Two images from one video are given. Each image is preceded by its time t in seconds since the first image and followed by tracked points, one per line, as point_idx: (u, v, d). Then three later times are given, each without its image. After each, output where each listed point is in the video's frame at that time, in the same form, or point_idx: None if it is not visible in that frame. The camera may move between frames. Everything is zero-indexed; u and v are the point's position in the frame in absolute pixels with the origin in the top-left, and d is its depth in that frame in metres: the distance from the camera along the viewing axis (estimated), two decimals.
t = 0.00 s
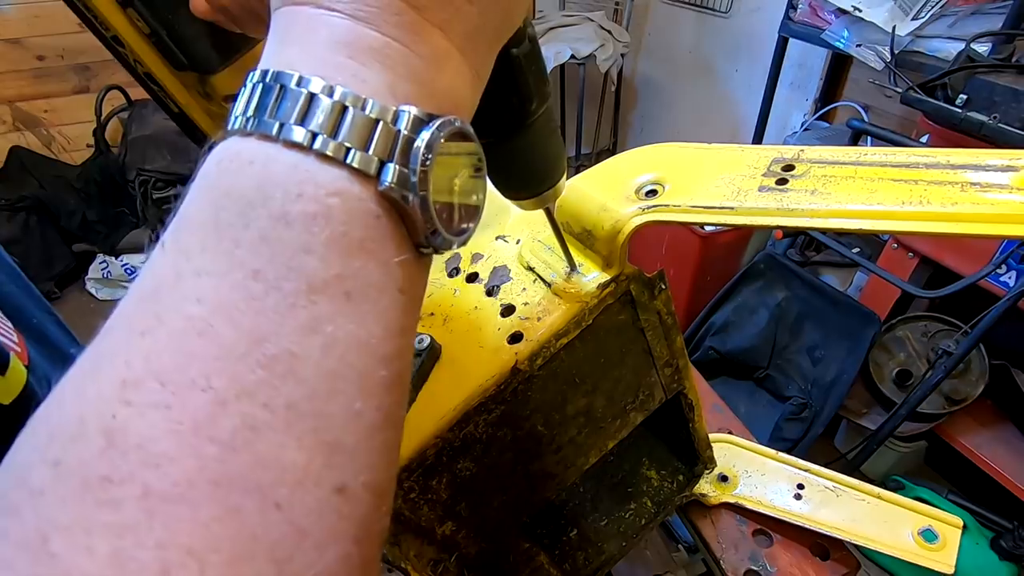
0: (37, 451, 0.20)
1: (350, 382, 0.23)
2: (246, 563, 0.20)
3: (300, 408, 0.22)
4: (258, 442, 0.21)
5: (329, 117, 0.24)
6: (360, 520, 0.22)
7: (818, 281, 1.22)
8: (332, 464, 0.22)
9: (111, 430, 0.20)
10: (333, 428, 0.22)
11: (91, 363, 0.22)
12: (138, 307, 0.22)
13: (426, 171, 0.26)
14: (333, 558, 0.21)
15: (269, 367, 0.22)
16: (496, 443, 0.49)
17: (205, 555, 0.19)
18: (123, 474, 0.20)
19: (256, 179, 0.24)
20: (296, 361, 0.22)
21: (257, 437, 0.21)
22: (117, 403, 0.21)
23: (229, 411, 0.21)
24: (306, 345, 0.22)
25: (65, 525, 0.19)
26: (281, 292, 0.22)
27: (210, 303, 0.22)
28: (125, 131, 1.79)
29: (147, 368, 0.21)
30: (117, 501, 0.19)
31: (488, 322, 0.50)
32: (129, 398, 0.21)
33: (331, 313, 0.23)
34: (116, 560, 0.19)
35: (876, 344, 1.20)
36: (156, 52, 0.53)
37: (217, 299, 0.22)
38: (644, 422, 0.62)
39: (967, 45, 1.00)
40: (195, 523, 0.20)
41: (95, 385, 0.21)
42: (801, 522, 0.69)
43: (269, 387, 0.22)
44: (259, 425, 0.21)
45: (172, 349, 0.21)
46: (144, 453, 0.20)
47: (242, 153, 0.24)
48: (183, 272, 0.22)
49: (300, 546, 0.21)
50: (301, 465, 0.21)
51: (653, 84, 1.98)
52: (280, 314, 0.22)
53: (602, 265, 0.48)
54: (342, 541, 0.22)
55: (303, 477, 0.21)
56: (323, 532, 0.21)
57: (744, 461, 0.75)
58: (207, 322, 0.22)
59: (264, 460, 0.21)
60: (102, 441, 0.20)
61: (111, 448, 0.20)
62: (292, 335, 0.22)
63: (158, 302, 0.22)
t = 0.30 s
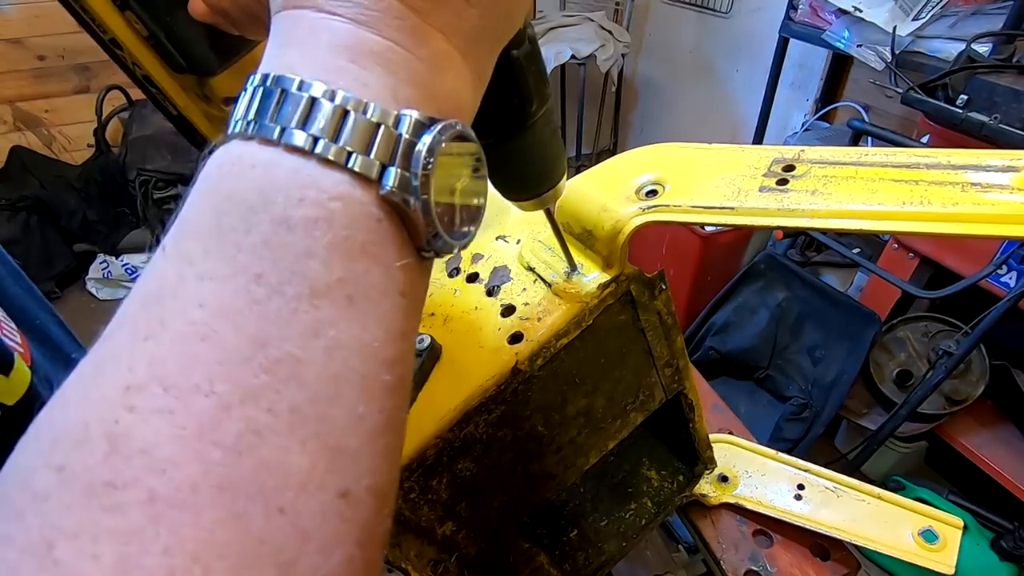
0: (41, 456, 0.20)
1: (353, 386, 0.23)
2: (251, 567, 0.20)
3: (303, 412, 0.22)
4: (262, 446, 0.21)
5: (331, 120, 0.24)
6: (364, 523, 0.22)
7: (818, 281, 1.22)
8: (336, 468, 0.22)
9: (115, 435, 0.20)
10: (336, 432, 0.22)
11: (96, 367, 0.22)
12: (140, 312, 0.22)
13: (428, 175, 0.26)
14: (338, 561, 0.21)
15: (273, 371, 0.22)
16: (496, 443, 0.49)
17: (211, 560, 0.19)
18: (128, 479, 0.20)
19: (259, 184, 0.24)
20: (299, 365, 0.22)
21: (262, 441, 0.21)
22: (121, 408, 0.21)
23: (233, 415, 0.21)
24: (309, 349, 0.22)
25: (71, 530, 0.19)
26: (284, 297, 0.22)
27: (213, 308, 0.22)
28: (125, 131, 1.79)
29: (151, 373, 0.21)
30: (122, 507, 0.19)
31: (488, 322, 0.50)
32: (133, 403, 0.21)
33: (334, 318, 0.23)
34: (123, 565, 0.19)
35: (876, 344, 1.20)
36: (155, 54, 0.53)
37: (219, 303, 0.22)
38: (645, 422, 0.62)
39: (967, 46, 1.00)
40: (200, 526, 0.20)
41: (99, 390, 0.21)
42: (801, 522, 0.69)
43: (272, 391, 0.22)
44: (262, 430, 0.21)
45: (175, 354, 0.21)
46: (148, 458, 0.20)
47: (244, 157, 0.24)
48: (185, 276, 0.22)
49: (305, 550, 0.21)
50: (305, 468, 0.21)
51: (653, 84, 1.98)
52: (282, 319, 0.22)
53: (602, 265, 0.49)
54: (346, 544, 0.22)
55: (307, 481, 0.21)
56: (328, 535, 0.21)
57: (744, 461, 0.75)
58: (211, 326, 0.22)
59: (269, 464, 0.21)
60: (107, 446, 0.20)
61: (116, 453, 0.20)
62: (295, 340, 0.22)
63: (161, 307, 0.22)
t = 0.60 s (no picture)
0: (49, 455, 0.20)
1: (360, 384, 0.23)
2: (259, 565, 0.20)
3: (311, 411, 0.22)
4: (270, 444, 0.21)
5: (337, 120, 0.24)
6: (371, 522, 0.22)
7: (818, 282, 1.22)
8: (344, 466, 0.22)
9: (124, 434, 0.20)
10: (344, 430, 0.22)
11: (102, 367, 0.22)
12: (147, 311, 0.22)
13: (434, 174, 0.26)
14: (346, 559, 0.21)
15: (280, 369, 0.22)
16: (496, 443, 0.49)
17: (221, 558, 0.19)
18: (137, 478, 0.20)
19: (265, 182, 0.24)
20: (307, 363, 0.22)
21: (270, 439, 0.21)
22: (129, 407, 0.21)
23: (241, 413, 0.21)
24: (316, 347, 0.22)
25: (79, 529, 0.19)
26: (291, 295, 0.22)
27: (221, 306, 0.22)
28: (125, 131, 1.79)
29: (158, 371, 0.21)
30: (131, 505, 0.19)
31: (488, 322, 0.50)
32: (141, 401, 0.21)
33: (341, 316, 0.23)
34: (132, 563, 0.19)
35: (876, 345, 1.20)
36: (155, 54, 0.53)
37: (226, 301, 0.22)
38: (645, 423, 0.62)
39: (968, 46, 1.00)
40: (209, 525, 0.20)
41: (107, 389, 0.21)
42: (801, 523, 0.69)
43: (281, 389, 0.21)
44: (271, 428, 0.21)
45: (183, 352, 0.21)
46: (156, 456, 0.20)
47: (251, 156, 0.24)
48: (192, 275, 0.22)
49: (314, 548, 0.21)
50: (314, 467, 0.21)
51: (653, 84, 1.98)
52: (290, 317, 0.22)
53: (602, 265, 0.49)
54: (353, 542, 0.22)
55: (316, 479, 0.21)
56: (336, 533, 0.21)
57: (745, 461, 0.75)
58: (218, 325, 0.22)
59: (277, 462, 0.21)
60: (114, 445, 0.20)
61: (124, 452, 0.20)
62: (303, 338, 0.22)
63: (168, 306, 0.22)
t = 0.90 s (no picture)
0: (54, 454, 0.20)
1: (364, 383, 0.23)
2: (265, 564, 0.20)
3: (316, 410, 0.22)
4: (275, 444, 0.21)
5: (341, 120, 0.24)
6: (375, 521, 0.22)
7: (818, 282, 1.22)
8: (348, 466, 0.22)
9: (129, 433, 0.20)
10: (348, 430, 0.22)
11: (106, 366, 0.22)
12: (151, 311, 0.22)
13: (438, 174, 0.26)
14: (350, 558, 0.22)
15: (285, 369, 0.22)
16: (496, 443, 0.49)
17: (227, 556, 0.19)
18: (143, 477, 0.20)
19: (269, 182, 0.24)
20: (311, 363, 0.22)
21: (275, 439, 0.21)
22: (134, 406, 0.21)
23: (246, 413, 0.21)
24: (321, 347, 0.22)
25: (85, 529, 0.19)
26: (295, 295, 0.22)
27: (225, 306, 0.22)
28: (125, 131, 1.79)
29: (163, 371, 0.21)
30: (137, 505, 0.19)
31: (489, 322, 0.50)
32: (146, 401, 0.21)
33: (345, 316, 0.23)
34: (139, 562, 0.19)
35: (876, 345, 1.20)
36: (150, 61, 0.53)
37: (231, 301, 0.22)
38: (645, 423, 0.62)
39: (968, 47, 1.00)
40: (216, 524, 0.20)
41: (112, 388, 0.21)
42: (801, 523, 0.69)
43: (285, 389, 0.21)
44: (276, 427, 0.21)
45: (187, 352, 0.21)
46: (163, 456, 0.20)
47: (255, 155, 0.24)
48: (197, 275, 0.22)
49: (319, 547, 0.21)
50: (318, 467, 0.21)
51: (653, 84, 1.98)
52: (294, 317, 0.22)
53: (603, 265, 0.49)
54: (359, 541, 0.22)
55: (321, 478, 0.21)
56: (341, 533, 0.21)
57: (745, 461, 0.75)
58: (222, 325, 0.22)
59: (283, 462, 0.21)
60: (120, 444, 0.20)
61: (130, 451, 0.20)
62: (307, 338, 0.22)
63: (173, 306, 0.22)
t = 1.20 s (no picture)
0: (68, 461, 0.20)
1: (375, 386, 0.23)
2: (281, 567, 0.20)
3: (328, 413, 0.22)
4: (289, 448, 0.21)
5: (350, 122, 0.24)
6: (388, 524, 0.22)
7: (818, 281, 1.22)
8: (361, 469, 0.22)
9: (143, 439, 0.20)
10: (360, 433, 0.22)
11: (118, 372, 0.22)
12: (161, 315, 0.22)
13: (447, 176, 0.26)
14: (364, 561, 0.22)
15: (297, 373, 0.22)
16: (497, 443, 0.49)
17: (242, 561, 0.20)
18: (158, 483, 0.20)
19: (279, 185, 0.24)
20: (323, 366, 0.22)
21: (288, 443, 0.21)
22: (147, 411, 0.21)
23: (260, 417, 0.21)
24: (333, 350, 0.22)
25: (101, 535, 0.19)
26: (307, 298, 0.22)
27: (237, 310, 0.22)
28: (125, 132, 1.79)
29: (175, 376, 0.21)
30: (153, 511, 0.19)
31: (489, 322, 0.50)
32: (159, 406, 0.21)
33: (356, 319, 0.23)
34: (156, 567, 0.19)
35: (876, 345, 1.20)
36: (149, 62, 0.53)
37: (242, 305, 0.22)
38: (644, 423, 0.62)
39: (968, 46, 1.00)
40: (233, 529, 0.20)
41: (124, 394, 0.21)
42: (801, 523, 0.69)
43: (298, 393, 0.22)
44: (289, 431, 0.21)
45: (199, 357, 0.21)
46: (177, 461, 0.20)
47: (264, 157, 0.24)
48: (208, 278, 0.22)
49: (332, 550, 0.21)
50: (331, 471, 0.21)
51: (653, 84, 1.98)
52: (306, 320, 0.22)
53: (602, 265, 0.49)
54: (372, 544, 0.22)
55: (334, 482, 0.21)
56: (354, 536, 0.22)
57: (745, 461, 0.75)
58: (234, 329, 0.22)
59: (296, 466, 0.21)
60: (134, 450, 0.20)
61: (144, 457, 0.20)
62: (319, 341, 0.22)
63: (183, 310, 0.22)
